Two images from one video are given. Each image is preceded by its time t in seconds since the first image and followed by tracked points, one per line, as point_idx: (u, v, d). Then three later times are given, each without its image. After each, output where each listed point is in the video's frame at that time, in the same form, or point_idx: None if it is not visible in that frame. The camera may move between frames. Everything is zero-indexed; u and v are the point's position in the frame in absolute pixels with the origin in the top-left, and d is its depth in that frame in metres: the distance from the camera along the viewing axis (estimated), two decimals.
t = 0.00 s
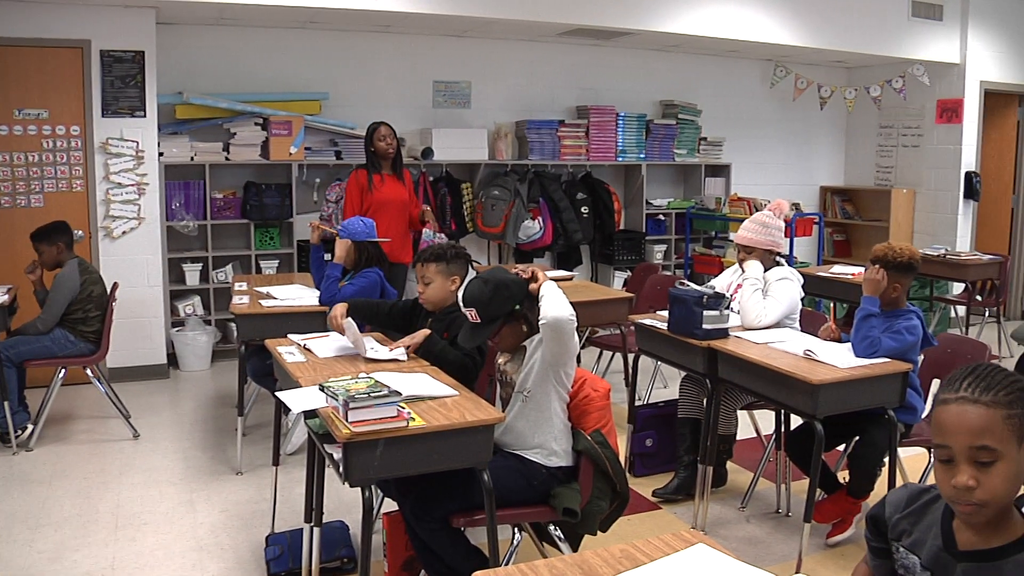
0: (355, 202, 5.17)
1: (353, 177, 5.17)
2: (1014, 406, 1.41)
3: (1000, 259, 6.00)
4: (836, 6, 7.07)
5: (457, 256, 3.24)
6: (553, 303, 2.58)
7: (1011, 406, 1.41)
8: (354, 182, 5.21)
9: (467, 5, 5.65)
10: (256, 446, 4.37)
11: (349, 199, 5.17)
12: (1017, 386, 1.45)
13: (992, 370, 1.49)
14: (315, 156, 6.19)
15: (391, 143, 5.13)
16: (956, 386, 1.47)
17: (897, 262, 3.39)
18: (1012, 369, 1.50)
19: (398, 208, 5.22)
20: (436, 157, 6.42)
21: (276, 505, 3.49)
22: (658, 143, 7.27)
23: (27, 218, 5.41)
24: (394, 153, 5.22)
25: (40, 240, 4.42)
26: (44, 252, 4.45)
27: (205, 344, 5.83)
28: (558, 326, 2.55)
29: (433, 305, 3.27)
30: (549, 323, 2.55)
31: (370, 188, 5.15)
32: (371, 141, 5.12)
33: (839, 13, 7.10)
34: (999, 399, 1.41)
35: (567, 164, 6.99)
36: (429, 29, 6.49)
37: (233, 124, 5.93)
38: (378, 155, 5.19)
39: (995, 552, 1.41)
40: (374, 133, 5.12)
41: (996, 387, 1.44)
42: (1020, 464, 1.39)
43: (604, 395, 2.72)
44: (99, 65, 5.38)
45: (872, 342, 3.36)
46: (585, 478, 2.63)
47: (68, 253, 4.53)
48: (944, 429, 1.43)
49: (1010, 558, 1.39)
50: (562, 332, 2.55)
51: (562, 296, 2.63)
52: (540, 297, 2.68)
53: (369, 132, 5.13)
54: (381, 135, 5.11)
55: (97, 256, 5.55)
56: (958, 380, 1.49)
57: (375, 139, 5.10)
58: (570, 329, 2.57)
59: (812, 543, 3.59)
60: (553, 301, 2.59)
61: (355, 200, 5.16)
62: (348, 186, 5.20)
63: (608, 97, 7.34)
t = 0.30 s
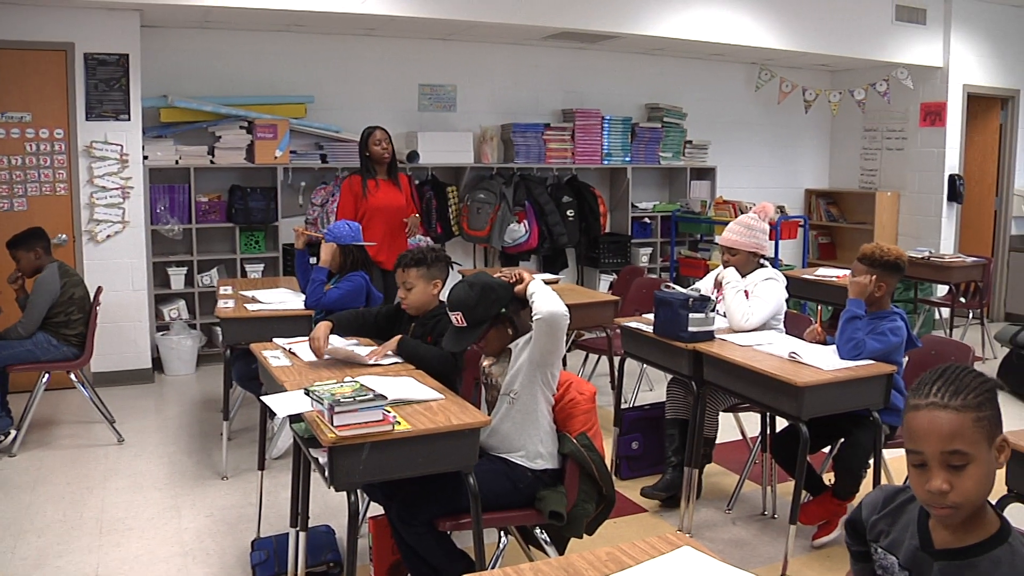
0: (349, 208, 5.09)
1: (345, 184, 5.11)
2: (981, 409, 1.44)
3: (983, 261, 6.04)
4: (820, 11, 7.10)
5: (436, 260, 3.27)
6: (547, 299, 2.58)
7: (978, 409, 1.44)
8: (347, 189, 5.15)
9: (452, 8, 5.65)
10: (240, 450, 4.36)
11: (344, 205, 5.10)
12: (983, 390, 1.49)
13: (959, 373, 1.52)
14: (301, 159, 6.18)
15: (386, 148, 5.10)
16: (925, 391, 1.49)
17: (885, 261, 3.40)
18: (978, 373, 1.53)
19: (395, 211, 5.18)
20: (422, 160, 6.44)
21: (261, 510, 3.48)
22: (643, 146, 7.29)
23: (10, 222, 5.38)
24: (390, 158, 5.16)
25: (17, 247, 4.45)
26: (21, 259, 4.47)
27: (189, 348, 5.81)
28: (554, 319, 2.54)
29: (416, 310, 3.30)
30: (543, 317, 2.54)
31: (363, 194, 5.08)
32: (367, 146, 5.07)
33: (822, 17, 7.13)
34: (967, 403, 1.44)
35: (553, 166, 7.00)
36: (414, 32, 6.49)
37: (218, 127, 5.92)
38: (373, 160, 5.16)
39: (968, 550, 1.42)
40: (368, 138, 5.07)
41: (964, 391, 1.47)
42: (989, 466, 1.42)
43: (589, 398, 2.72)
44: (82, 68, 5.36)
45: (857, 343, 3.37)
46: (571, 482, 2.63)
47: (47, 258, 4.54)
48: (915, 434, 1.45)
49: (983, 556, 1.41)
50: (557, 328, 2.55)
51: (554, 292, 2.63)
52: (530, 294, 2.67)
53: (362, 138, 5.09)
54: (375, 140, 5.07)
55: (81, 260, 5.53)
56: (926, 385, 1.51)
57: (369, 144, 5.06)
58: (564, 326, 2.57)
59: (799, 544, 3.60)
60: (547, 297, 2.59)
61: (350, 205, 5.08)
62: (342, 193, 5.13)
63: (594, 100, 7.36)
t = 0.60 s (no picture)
0: (354, 206, 5.05)
1: (349, 182, 5.07)
2: (976, 398, 1.45)
3: (983, 261, 6.04)
4: (820, 11, 7.10)
5: (435, 263, 3.27)
6: (547, 297, 2.57)
7: (972, 399, 1.44)
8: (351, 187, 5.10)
9: (453, 8, 5.65)
10: (240, 450, 4.36)
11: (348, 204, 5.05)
12: (978, 381, 1.49)
13: (954, 365, 1.52)
14: (301, 159, 6.17)
15: (389, 145, 5.08)
16: (919, 384, 1.50)
17: (887, 260, 3.39)
18: (973, 365, 1.53)
19: (402, 210, 5.14)
20: (422, 159, 6.44)
21: (261, 509, 3.48)
22: (643, 145, 7.29)
23: (9, 221, 5.38)
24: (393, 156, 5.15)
25: (17, 247, 4.45)
26: (20, 258, 4.45)
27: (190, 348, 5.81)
28: (555, 318, 2.54)
29: (411, 311, 3.29)
30: (544, 316, 2.54)
31: (368, 192, 5.04)
32: (370, 143, 5.05)
33: (823, 16, 7.12)
34: (961, 393, 1.45)
35: (553, 166, 7.00)
36: (414, 32, 6.49)
37: (218, 126, 5.92)
38: (376, 157, 5.11)
39: (966, 540, 1.42)
40: (371, 135, 5.05)
41: (959, 381, 1.47)
42: (985, 455, 1.42)
43: (589, 398, 2.72)
44: (83, 67, 5.36)
45: (855, 342, 3.37)
46: (571, 481, 2.63)
47: (46, 257, 4.54)
48: (911, 426, 1.46)
49: (981, 545, 1.41)
50: (557, 327, 2.55)
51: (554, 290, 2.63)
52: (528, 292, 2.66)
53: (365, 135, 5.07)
54: (378, 137, 5.05)
55: (81, 259, 5.53)
56: (921, 378, 1.52)
57: (373, 141, 5.04)
58: (565, 325, 2.57)
59: (798, 544, 3.60)
60: (547, 296, 2.58)
61: (355, 205, 5.04)
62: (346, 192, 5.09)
63: (594, 100, 7.36)
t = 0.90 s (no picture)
0: (359, 210, 4.96)
1: (356, 184, 4.96)
2: (972, 392, 1.45)
3: (985, 261, 6.03)
4: (822, 11, 7.10)
5: (435, 264, 3.26)
6: (544, 304, 2.56)
7: (967, 393, 1.44)
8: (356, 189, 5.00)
9: (455, 8, 5.65)
10: (242, 449, 4.36)
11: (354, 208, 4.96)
12: (976, 375, 1.49)
13: (952, 359, 1.52)
14: (303, 159, 6.17)
15: (399, 143, 4.93)
16: (917, 378, 1.50)
17: (890, 259, 3.43)
18: (972, 360, 1.53)
19: (410, 212, 5.06)
20: (424, 159, 6.46)
21: (263, 509, 3.48)
22: (645, 145, 7.29)
23: (11, 220, 5.39)
24: (403, 154, 5.01)
25: (18, 247, 4.44)
26: (22, 258, 4.45)
27: (192, 348, 5.81)
28: (551, 325, 2.53)
29: (411, 312, 3.31)
30: (543, 322, 2.53)
31: (374, 195, 4.94)
32: (379, 142, 4.90)
33: (826, 16, 7.12)
34: (957, 388, 1.45)
35: (555, 166, 7.00)
36: (416, 32, 6.49)
37: (220, 126, 5.92)
38: (384, 156, 4.98)
39: (962, 533, 1.42)
40: (380, 133, 4.89)
41: (955, 376, 1.47)
42: (981, 450, 1.42)
43: (591, 398, 2.72)
44: (85, 67, 5.37)
45: (858, 343, 3.36)
46: (573, 481, 2.63)
47: (48, 257, 4.53)
48: (906, 420, 1.46)
49: (978, 539, 1.41)
50: (557, 334, 2.55)
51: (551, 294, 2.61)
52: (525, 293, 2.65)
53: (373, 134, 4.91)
54: (387, 135, 4.89)
55: (84, 259, 5.53)
56: (918, 372, 1.52)
57: (381, 140, 4.88)
58: (565, 327, 2.56)
59: (800, 544, 3.59)
60: (543, 300, 2.57)
61: (362, 207, 4.95)
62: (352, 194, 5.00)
63: (596, 99, 7.36)
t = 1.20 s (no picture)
0: (370, 213, 4.77)
1: (368, 186, 4.78)
2: (990, 394, 1.42)
3: (986, 261, 6.03)
4: (822, 11, 7.09)
5: (435, 265, 3.27)
6: (547, 299, 2.57)
7: (986, 394, 1.42)
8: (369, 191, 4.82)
9: (456, 8, 5.65)
10: (243, 449, 4.37)
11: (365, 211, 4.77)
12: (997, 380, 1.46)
13: (973, 361, 1.50)
14: (303, 159, 6.18)
15: (415, 146, 4.77)
16: (936, 375, 1.48)
17: (891, 257, 3.39)
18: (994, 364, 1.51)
19: (423, 216, 4.84)
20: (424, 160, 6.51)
21: (264, 509, 3.48)
22: (646, 145, 7.29)
23: (12, 220, 5.39)
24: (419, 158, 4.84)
25: (16, 248, 4.44)
26: (20, 260, 4.44)
27: (193, 349, 5.81)
28: (553, 322, 2.54)
29: (411, 313, 3.31)
30: (543, 319, 2.54)
31: (386, 199, 4.75)
32: (395, 143, 4.74)
33: (827, 16, 7.12)
34: (976, 390, 1.43)
35: (556, 166, 6.99)
36: (417, 32, 6.49)
37: (220, 126, 5.92)
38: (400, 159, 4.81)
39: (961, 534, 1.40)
40: (396, 135, 4.73)
41: (975, 378, 1.45)
42: (993, 453, 1.40)
43: (592, 398, 2.72)
44: (86, 67, 5.37)
45: (858, 341, 3.37)
46: (573, 482, 2.63)
47: (47, 259, 4.54)
48: (919, 415, 1.44)
49: (975, 541, 1.39)
50: (558, 330, 2.55)
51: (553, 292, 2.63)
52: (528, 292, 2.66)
53: (389, 135, 4.74)
54: (404, 137, 4.73)
55: (84, 259, 5.54)
56: (937, 370, 1.50)
57: (397, 141, 4.72)
58: (565, 327, 2.57)
59: (801, 544, 3.59)
60: (546, 296, 2.59)
61: (372, 210, 4.77)
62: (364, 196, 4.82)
63: (596, 99, 7.36)
